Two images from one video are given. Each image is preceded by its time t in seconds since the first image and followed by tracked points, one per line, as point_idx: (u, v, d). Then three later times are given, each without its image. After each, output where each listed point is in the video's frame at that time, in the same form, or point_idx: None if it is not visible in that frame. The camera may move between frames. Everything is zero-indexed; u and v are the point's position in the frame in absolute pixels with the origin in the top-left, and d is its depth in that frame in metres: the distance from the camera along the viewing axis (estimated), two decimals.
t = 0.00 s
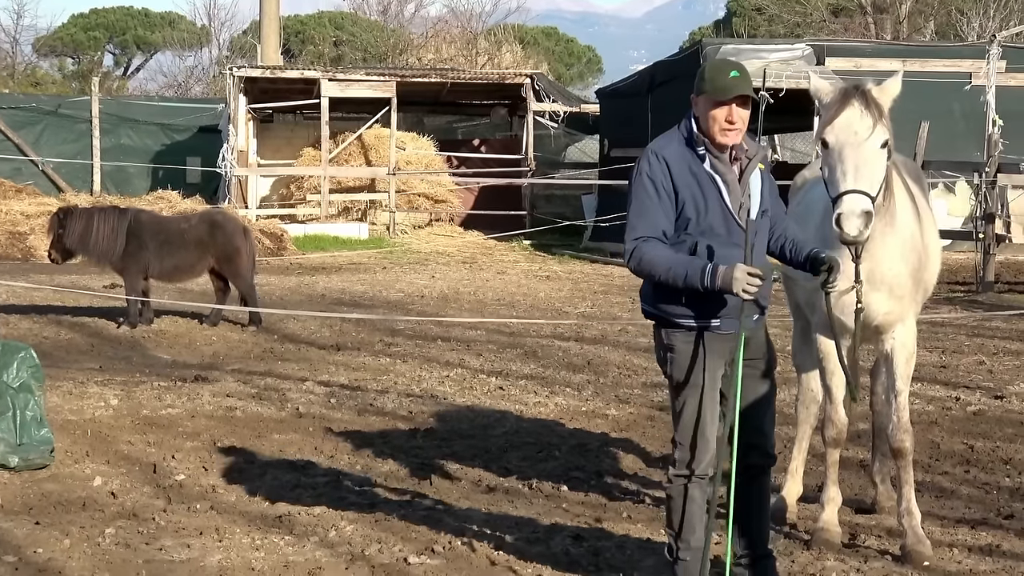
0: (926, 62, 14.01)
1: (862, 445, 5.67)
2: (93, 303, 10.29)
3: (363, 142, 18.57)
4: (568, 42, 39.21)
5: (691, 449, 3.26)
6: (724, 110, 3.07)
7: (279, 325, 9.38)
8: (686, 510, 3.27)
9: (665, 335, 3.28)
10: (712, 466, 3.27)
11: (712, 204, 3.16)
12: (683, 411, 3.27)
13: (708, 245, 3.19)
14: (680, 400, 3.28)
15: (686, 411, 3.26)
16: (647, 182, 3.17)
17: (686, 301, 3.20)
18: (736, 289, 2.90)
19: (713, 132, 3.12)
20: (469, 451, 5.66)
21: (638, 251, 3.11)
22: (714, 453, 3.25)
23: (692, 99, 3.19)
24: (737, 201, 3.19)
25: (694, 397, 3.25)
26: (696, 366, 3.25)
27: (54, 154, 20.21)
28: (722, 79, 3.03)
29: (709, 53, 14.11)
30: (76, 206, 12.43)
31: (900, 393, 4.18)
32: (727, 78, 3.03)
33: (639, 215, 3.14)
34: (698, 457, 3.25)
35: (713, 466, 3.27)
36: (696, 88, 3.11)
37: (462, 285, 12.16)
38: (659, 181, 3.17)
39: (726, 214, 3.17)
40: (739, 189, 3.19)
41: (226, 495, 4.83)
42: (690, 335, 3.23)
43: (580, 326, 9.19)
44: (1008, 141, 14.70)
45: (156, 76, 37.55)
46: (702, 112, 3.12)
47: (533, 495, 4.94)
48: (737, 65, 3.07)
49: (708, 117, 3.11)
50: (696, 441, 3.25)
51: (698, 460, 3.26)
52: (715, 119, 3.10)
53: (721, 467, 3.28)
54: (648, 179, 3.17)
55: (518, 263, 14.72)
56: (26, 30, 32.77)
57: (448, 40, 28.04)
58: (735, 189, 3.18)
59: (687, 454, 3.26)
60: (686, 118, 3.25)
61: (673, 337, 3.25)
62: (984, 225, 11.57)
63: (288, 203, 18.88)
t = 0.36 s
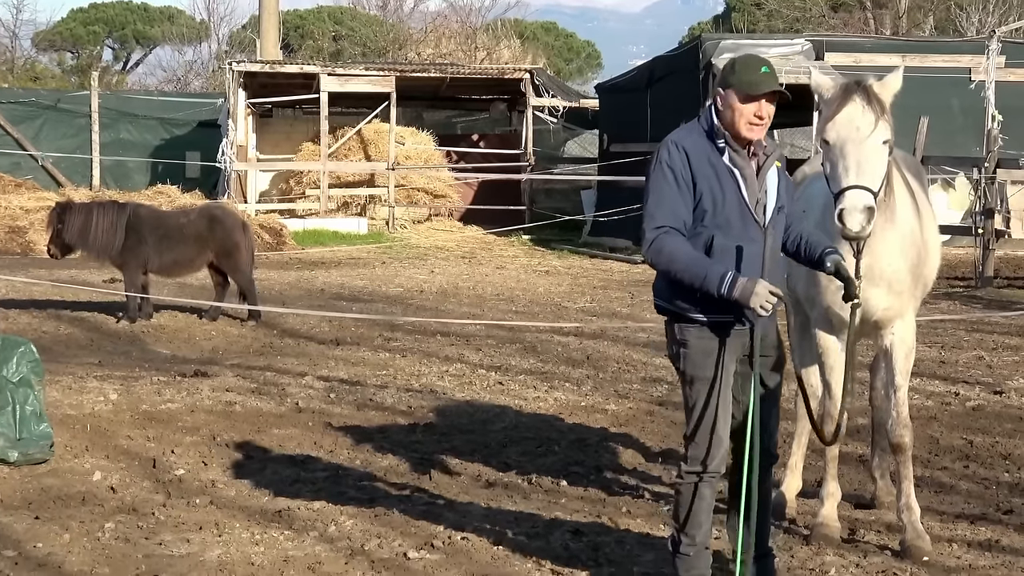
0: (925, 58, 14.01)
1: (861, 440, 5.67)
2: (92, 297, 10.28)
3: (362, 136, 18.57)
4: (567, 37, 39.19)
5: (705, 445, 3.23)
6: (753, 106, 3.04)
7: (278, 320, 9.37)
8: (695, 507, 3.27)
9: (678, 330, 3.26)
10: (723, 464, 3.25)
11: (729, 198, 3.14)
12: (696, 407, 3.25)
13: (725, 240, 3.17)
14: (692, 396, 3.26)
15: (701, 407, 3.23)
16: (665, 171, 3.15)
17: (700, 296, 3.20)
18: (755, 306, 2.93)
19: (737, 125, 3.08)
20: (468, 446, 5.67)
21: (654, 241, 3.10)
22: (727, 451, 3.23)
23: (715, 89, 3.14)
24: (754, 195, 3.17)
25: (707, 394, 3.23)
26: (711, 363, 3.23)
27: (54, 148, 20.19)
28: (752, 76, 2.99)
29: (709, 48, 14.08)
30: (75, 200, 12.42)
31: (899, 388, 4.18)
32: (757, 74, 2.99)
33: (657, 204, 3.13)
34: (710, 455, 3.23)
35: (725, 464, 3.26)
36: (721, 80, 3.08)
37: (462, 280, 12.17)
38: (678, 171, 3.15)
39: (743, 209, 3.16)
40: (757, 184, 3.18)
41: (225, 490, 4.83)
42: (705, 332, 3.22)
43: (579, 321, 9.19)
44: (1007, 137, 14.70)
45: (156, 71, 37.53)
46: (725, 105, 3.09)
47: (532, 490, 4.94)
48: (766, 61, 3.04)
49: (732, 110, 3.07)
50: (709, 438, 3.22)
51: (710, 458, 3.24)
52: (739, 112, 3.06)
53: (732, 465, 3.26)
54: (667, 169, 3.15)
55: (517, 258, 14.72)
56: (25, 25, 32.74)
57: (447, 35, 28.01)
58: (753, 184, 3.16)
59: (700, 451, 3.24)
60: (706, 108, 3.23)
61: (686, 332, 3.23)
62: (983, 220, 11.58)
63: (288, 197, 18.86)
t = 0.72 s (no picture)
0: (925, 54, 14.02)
1: (861, 437, 5.67)
2: (92, 294, 10.28)
3: (362, 133, 18.55)
4: (567, 34, 39.16)
5: (708, 443, 3.23)
6: (783, 105, 3.06)
7: (278, 316, 9.37)
8: (694, 504, 3.27)
9: (686, 326, 3.25)
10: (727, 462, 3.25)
11: (742, 189, 3.11)
12: (700, 404, 3.24)
13: (736, 234, 3.13)
14: (696, 392, 3.26)
15: (705, 404, 3.23)
16: (678, 160, 3.12)
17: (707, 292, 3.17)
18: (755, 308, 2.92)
19: (760, 121, 3.08)
20: (468, 443, 5.67)
21: (664, 231, 3.07)
22: (730, 449, 3.22)
23: (734, 82, 3.11)
24: (767, 187, 3.15)
25: (712, 391, 3.22)
26: (717, 360, 3.22)
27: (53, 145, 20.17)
28: (786, 72, 3.00)
29: (709, 45, 14.07)
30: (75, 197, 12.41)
31: (899, 384, 4.18)
32: (789, 73, 3.01)
33: (669, 193, 3.09)
34: (713, 453, 3.22)
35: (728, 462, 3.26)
36: (743, 73, 3.06)
37: (462, 276, 12.16)
38: (691, 161, 3.11)
39: (755, 200, 3.13)
40: (769, 178, 3.16)
41: (225, 486, 4.83)
42: (713, 330, 3.21)
43: (579, 317, 9.19)
44: (1007, 133, 14.71)
45: (156, 67, 37.48)
46: (748, 99, 3.07)
47: (532, 487, 4.94)
48: (790, 60, 3.06)
49: (756, 104, 3.06)
50: (712, 436, 3.22)
51: (712, 455, 3.23)
52: (763, 106, 3.06)
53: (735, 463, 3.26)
54: (680, 157, 3.12)
55: (517, 254, 14.71)
56: (25, 21, 32.70)
57: (447, 31, 27.99)
58: (766, 177, 3.14)
59: (702, 448, 3.23)
60: (721, 99, 3.21)
61: (696, 329, 3.22)
62: (983, 217, 11.56)
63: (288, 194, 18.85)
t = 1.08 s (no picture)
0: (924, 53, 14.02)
1: (861, 436, 5.68)
2: (91, 292, 10.28)
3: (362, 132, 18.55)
4: (567, 33, 39.17)
5: (710, 443, 3.23)
6: (792, 110, 3.10)
7: (277, 315, 9.37)
8: (692, 504, 3.28)
9: (689, 326, 3.24)
10: (727, 462, 3.25)
11: (749, 187, 3.11)
12: (701, 403, 3.25)
13: (741, 231, 3.11)
14: (698, 392, 3.26)
15: (707, 404, 3.23)
16: (687, 153, 3.11)
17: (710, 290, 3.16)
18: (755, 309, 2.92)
19: (769, 122, 3.10)
20: (468, 442, 5.67)
21: (669, 224, 3.05)
22: (731, 450, 3.23)
23: (745, 82, 3.13)
24: (775, 186, 3.17)
25: (713, 391, 3.22)
26: (720, 360, 3.21)
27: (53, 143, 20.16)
28: (799, 77, 3.04)
29: (709, 44, 14.08)
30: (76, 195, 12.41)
31: (899, 383, 4.18)
32: (802, 77, 3.05)
33: (676, 186, 3.08)
34: (712, 452, 3.23)
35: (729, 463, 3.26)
36: (756, 74, 3.08)
37: (461, 275, 12.16)
38: (700, 155, 3.10)
39: (761, 198, 3.13)
40: (777, 177, 3.16)
41: (225, 485, 4.83)
42: (715, 330, 3.20)
43: (579, 316, 9.19)
44: (1007, 132, 14.71)
45: (155, 65, 37.45)
46: (758, 99, 3.09)
47: (532, 486, 4.94)
48: (802, 65, 3.10)
49: (766, 105, 3.09)
50: (712, 436, 3.22)
51: (713, 455, 3.23)
52: (773, 108, 3.08)
53: (736, 464, 3.26)
54: (690, 150, 3.11)
55: (516, 253, 14.71)
56: (25, 19, 32.67)
57: (447, 30, 27.98)
58: (774, 175, 3.15)
59: (704, 448, 3.23)
60: (732, 97, 3.22)
61: (697, 328, 3.22)
62: (983, 216, 11.55)
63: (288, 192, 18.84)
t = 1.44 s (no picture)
0: (924, 53, 14.04)
1: (861, 435, 5.68)
2: (90, 293, 10.27)
3: (361, 132, 18.55)
4: (566, 33, 39.20)
5: (710, 443, 3.23)
6: (800, 116, 3.08)
7: (277, 315, 9.36)
8: (692, 504, 3.28)
9: (691, 326, 3.24)
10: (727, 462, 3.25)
11: (756, 188, 3.12)
12: (701, 404, 3.24)
13: (746, 232, 3.11)
14: (699, 391, 3.25)
15: (706, 405, 3.22)
16: (697, 152, 3.11)
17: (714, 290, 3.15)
18: (759, 308, 2.91)
19: (778, 127, 3.09)
20: (467, 441, 5.67)
21: (675, 222, 3.05)
22: (730, 451, 3.23)
23: (757, 84, 3.11)
24: (782, 189, 3.17)
25: (713, 391, 3.22)
26: (721, 360, 3.21)
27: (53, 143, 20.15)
28: (808, 83, 3.00)
29: (709, 43, 14.08)
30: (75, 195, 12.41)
31: (899, 383, 4.18)
32: (810, 82, 3.01)
33: (684, 184, 3.08)
34: (712, 452, 3.22)
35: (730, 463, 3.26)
36: (765, 78, 3.06)
37: (461, 275, 12.16)
38: (709, 153, 3.10)
39: (768, 199, 3.13)
40: (784, 179, 3.16)
41: (224, 484, 4.83)
42: (717, 330, 3.20)
43: (579, 316, 9.19)
44: (1007, 131, 14.72)
45: (155, 65, 37.42)
46: (767, 104, 3.08)
47: (531, 485, 4.94)
48: (813, 68, 3.06)
49: (774, 110, 3.07)
50: (713, 436, 3.22)
51: (713, 455, 3.23)
52: (781, 114, 3.07)
53: (736, 464, 3.25)
54: (699, 148, 3.11)
55: (515, 253, 14.71)
56: (24, 20, 32.66)
57: (446, 30, 28.00)
58: (782, 177, 3.15)
59: (704, 448, 3.24)
60: (742, 99, 3.22)
61: (698, 328, 3.21)
62: (982, 216, 11.56)
63: (287, 192, 18.84)
